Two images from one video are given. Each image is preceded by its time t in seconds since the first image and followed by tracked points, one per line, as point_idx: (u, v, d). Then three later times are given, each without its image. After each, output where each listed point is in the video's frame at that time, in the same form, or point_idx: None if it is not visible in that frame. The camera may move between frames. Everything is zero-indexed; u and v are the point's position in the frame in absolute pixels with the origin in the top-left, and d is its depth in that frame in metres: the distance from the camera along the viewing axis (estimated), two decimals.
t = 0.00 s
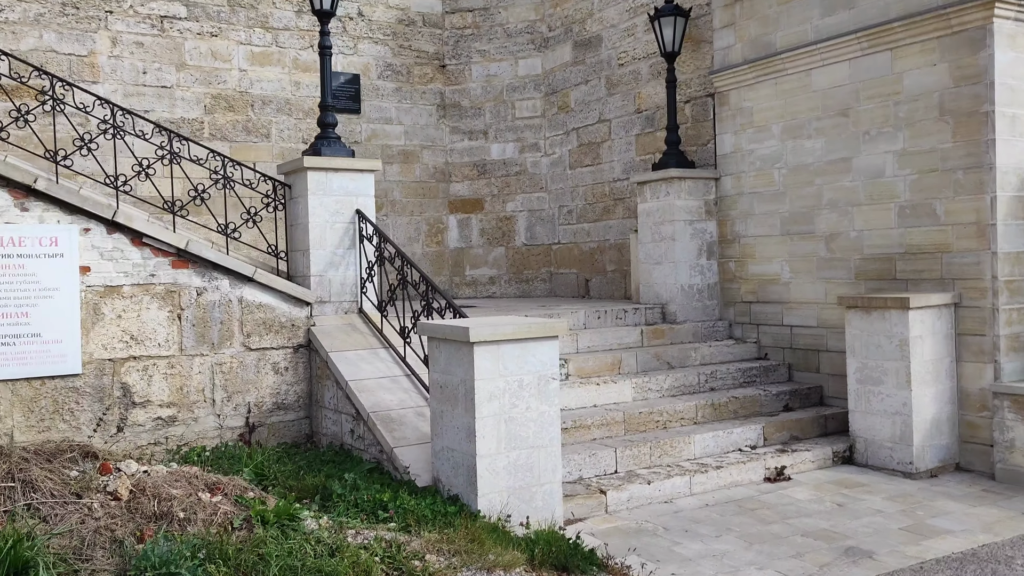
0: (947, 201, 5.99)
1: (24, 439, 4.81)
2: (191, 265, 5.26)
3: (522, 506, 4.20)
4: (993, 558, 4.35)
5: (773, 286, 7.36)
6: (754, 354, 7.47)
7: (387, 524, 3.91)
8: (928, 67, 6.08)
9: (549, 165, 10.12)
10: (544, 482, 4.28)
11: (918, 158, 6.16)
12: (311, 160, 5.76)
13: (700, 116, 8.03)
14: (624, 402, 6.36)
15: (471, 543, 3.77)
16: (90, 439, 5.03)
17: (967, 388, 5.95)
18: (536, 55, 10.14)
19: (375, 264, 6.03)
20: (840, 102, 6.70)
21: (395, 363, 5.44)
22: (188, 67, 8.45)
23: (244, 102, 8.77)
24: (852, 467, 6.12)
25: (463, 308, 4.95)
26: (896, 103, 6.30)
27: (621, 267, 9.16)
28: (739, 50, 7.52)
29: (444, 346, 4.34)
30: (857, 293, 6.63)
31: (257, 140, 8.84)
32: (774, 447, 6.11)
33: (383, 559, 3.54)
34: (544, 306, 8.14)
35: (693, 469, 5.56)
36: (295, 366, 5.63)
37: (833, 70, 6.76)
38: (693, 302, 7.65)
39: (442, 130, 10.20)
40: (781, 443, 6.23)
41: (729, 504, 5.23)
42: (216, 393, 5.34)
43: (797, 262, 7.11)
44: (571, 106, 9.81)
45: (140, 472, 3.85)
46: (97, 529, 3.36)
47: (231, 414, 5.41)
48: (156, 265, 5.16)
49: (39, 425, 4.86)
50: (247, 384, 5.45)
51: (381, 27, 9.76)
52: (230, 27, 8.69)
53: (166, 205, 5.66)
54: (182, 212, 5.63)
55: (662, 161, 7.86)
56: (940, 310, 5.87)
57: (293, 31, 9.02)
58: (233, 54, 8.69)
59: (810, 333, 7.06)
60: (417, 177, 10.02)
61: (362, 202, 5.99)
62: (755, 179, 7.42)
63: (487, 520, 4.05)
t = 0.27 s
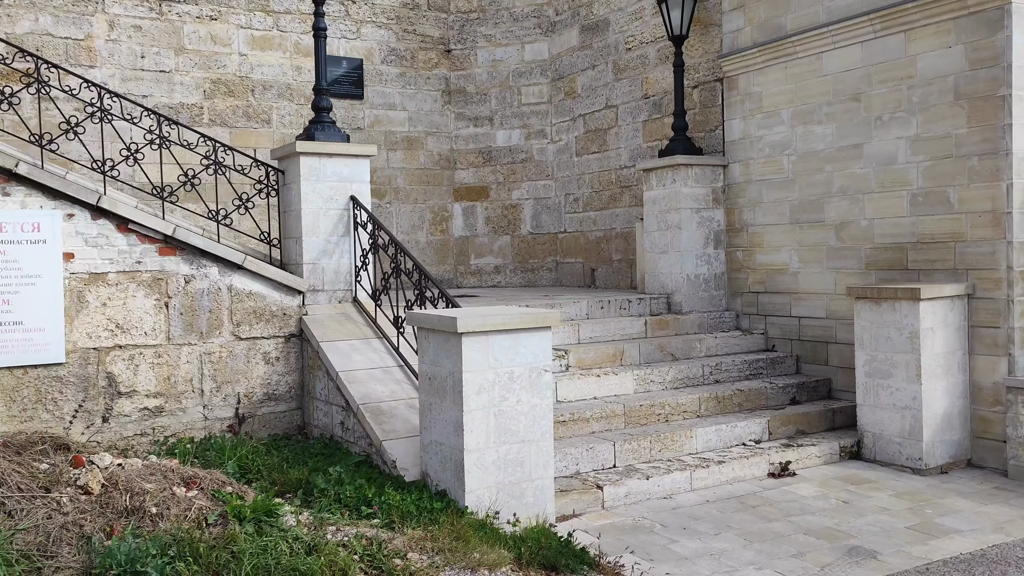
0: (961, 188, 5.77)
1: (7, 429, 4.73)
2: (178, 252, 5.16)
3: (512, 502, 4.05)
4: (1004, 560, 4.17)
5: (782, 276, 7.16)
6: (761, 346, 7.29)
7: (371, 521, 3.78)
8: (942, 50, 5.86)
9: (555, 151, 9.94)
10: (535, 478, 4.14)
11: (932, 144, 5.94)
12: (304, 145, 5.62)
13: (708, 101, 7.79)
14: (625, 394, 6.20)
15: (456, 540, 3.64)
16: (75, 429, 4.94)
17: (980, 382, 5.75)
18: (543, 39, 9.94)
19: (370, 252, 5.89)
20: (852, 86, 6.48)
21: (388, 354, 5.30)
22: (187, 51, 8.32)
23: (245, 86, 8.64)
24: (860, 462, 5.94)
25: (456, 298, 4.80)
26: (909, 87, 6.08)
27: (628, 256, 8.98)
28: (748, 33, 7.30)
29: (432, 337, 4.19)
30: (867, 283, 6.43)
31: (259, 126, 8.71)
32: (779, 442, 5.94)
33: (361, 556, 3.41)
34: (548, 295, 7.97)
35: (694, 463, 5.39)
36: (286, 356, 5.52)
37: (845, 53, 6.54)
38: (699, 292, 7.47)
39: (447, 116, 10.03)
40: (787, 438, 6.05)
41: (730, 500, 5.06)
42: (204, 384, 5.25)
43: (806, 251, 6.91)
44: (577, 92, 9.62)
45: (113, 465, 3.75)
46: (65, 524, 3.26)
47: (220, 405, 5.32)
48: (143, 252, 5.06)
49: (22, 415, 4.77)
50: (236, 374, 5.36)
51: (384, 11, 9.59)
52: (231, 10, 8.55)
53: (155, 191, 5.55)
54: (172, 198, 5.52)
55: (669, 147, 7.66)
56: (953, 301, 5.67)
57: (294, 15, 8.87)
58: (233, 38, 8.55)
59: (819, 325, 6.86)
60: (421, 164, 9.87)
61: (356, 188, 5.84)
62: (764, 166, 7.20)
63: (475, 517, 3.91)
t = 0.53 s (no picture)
0: (983, 166, 5.52)
1: None
2: (166, 230, 5.04)
3: (503, 491, 3.89)
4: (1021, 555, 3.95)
5: (795, 260, 6.92)
6: (773, 332, 7.06)
7: (352, 508, 3.63)
8: (964, 21, 5.59)
9: (566, 132, 9.71)
10: (527, 466, 3.97)
11: (952, 120, 5.69)
12: (298, 120, 5.46)
13: (720, 78, 7.53)
14: (630, 380, 6.00)
15: (440, 530, 3.48)
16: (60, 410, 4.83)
17: (1000, 369, 5.51)
18: (554, 17, 9.70)
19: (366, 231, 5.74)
20: (869, 61, 6.22)
21: (382, 336, 5.15)
22: (188, 28, 8.15)
23: (249, 64, 8.46)
24: (873, 452, 5.71)
25: (449, 277, 4.63)
26: (929, 61, 5.82)
27: (638, 240, 8.76)
28: (762, 7, 7.04)
29: (420, 318, 4.02)
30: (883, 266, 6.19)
31: (262, 105, 8.56)
32: (788, 430, 5.73)
33: (336, 544, 3.26)
34: (554, 279, 7.77)
35: (699, 451, 5.20)
36: (278, 338, 5.41)
37: (862, 27, 6.28)
38: (709, 275, 7.25)
39: (456, 96, 9.83)
40: (797, 426, 5.84)
41: (736, 491, 4.86)
42: (193, 366, 5.14)
43: (820, 233, 6.67)
44: (588, 71, 9.38)
45: (82, 449, 3.64)
46: (25, 510, 3.14)
47: (209, 388, 5.21)
48: (130, 229, 4.95)
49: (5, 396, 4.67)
50: (226, 356, 5.25)
51: None
52: None
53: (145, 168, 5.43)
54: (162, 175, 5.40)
55: (680, 126, 7.42)
56: (971, 284, 5.43)
57: None
58: (235, 15, 8.37)
59: (833, 309, 6.63)
60: (429, 144, 9.68)
61: (350, 165, 5.69)
62: (778, 145, 6.96)
63: (463, 505, 3.75)
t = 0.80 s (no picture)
0: (1004, 146, 5.30)
1: None
2: (158, 214, 4.93)
3: (497, 484, 3.75)
4: None
5: (808, 243, 6.71)
6: (786, 317, 6.87)
7: (339, 502, 3.50)
8: None
9: (576, 113, 9.51)
10: (523, 458, 3.83)
11: (972, 98, 5.47)
12: (293, 101, 5.32)
13: (733, 57, 7.29)
14: (636, 367, 5.85)
15: (428, 526, 3.34)
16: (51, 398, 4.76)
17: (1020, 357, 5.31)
18: None
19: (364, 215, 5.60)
20: (886, 37, 5.99)
21: (379, 323, 5.02)
22: (190, 8, 7.95)
23: (253, 45, 8.25)
24: (887, 443, 5.54)
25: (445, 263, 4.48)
26: (948, 36, 5.59)
27: (649, 223, 8.57)
28: None
29: (411, 305, 3.88)
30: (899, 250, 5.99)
31: (267, 86, 8.35)
32: (799, 420, 5.55)
33: (318, 541, 3.14)
34: (562, 263, 7.61)
35: (705, 442, 5.04)
36: (275, 324, 5.28)
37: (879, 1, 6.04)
38: (720, 260, 7.05)
39: (464, 76, 9.65)
40: (808, 415, 5.67)
41: (742, 483, 4.71)
42: (187, 352, 5.03)
43: (834, 216, 6.47)
44: (598, 51, 9.17)
45: (62, 440, 3.56)
46: None
47: (204, 375, 5.10)
48: (121, 213, 4.84)
49: None
50: (221, 343, 5.13)
51: None
52: None
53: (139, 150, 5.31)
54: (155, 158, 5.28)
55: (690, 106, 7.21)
56: (990, 269, 5.23)
57: None
58: None
59: (847, 295, 6.44)
60: (437, 126, 9.51)
61: (349, 147, 5.55)
62: (791, 125, 6.74)
63: (455, 499, 3.63)
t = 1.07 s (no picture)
0: None
1: None
2: (146, 194, 4.81)
3: (484, 473, 3.60)
4: None
5: (823, 222, 6.47)
6: (799, 299, 6.64)
7: (318, 490, 3.37)
8: None
9: (587, 90, 9.29)
10: (512, 446, 3.67)
11: (994, 68, 5.22)
12: (285, 76, 5.14)
13: (746, 29, 6.99)
14: (641, 350, 5.66)
15: (408, 516, 3.19)
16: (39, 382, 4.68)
17: None
18: None
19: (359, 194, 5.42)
20: (904, 4, 5.71)
21: (372, 304, 4.88)
22: None
23: (257, 24, 7.93)
24: (901, 429, 5.32)
25: (436, 242, 4.31)
26: (970, 4, 5.33)
27: (661, 202, 8.35)
28: None
29: (394, 286, 3.71)
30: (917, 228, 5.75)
31: (271, 66, 7.99)
32: (809, 405, 5.36)
33: (291, 533, 3.01)
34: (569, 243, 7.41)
35: (709, 428, 4.86)
36: (268, 307, 5.16)
37: None
38: (732, 239, 6.83)
39: (473, 54, 9.43)
40: (819, 400, 5.47)
41: (747, 471, 4.52)
42: (177, 336, 4.93)
43: (849, 193, 6.22)
44: (609, 25, 8.93)
45: (33, 426, 3.46)
46: None
47: (195, 359, 5.00)
48: (108, 193, 4.72)
49: None
50: (212, 325, 5.02)
51: None
52: None
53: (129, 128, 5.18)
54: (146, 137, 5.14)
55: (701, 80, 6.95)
56: (1012, 247, 4.99)
57: None
58: None
59: (862, 275, 6.20)
60: (445, 105, 9.31)
61: (344, 124, 5.37)
62: (805, 99, 6.48)
63: (439, 488, 3.48)
